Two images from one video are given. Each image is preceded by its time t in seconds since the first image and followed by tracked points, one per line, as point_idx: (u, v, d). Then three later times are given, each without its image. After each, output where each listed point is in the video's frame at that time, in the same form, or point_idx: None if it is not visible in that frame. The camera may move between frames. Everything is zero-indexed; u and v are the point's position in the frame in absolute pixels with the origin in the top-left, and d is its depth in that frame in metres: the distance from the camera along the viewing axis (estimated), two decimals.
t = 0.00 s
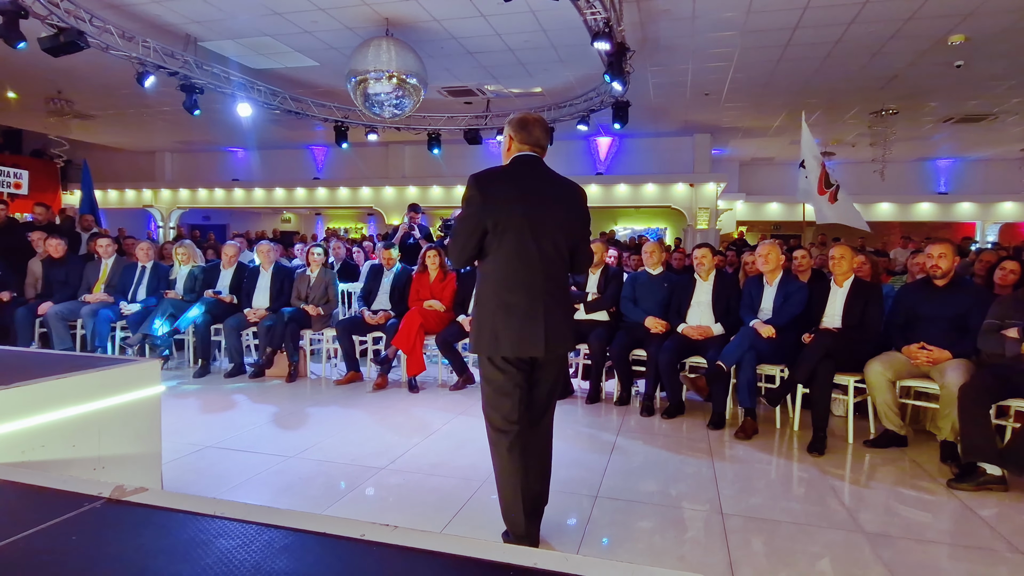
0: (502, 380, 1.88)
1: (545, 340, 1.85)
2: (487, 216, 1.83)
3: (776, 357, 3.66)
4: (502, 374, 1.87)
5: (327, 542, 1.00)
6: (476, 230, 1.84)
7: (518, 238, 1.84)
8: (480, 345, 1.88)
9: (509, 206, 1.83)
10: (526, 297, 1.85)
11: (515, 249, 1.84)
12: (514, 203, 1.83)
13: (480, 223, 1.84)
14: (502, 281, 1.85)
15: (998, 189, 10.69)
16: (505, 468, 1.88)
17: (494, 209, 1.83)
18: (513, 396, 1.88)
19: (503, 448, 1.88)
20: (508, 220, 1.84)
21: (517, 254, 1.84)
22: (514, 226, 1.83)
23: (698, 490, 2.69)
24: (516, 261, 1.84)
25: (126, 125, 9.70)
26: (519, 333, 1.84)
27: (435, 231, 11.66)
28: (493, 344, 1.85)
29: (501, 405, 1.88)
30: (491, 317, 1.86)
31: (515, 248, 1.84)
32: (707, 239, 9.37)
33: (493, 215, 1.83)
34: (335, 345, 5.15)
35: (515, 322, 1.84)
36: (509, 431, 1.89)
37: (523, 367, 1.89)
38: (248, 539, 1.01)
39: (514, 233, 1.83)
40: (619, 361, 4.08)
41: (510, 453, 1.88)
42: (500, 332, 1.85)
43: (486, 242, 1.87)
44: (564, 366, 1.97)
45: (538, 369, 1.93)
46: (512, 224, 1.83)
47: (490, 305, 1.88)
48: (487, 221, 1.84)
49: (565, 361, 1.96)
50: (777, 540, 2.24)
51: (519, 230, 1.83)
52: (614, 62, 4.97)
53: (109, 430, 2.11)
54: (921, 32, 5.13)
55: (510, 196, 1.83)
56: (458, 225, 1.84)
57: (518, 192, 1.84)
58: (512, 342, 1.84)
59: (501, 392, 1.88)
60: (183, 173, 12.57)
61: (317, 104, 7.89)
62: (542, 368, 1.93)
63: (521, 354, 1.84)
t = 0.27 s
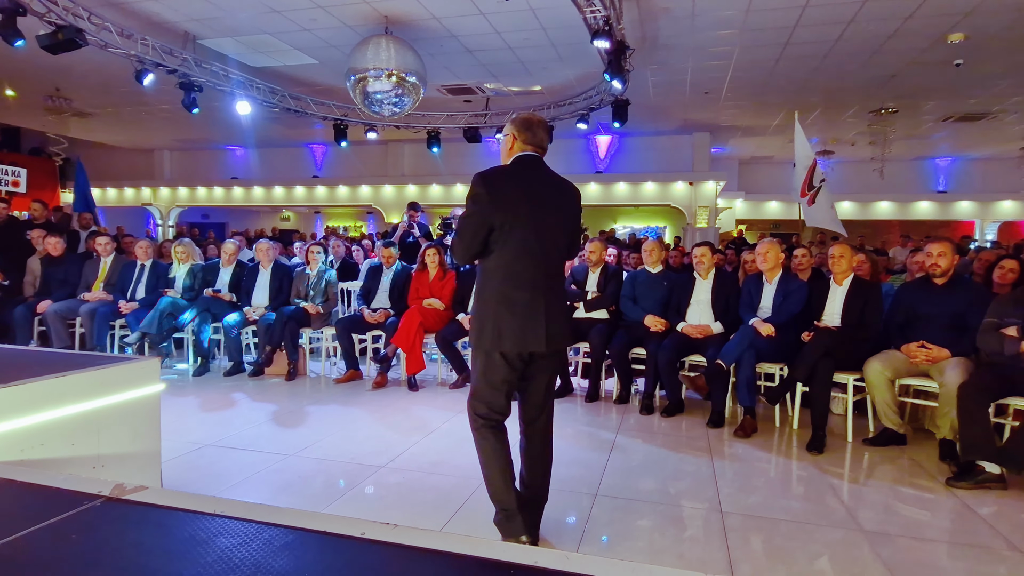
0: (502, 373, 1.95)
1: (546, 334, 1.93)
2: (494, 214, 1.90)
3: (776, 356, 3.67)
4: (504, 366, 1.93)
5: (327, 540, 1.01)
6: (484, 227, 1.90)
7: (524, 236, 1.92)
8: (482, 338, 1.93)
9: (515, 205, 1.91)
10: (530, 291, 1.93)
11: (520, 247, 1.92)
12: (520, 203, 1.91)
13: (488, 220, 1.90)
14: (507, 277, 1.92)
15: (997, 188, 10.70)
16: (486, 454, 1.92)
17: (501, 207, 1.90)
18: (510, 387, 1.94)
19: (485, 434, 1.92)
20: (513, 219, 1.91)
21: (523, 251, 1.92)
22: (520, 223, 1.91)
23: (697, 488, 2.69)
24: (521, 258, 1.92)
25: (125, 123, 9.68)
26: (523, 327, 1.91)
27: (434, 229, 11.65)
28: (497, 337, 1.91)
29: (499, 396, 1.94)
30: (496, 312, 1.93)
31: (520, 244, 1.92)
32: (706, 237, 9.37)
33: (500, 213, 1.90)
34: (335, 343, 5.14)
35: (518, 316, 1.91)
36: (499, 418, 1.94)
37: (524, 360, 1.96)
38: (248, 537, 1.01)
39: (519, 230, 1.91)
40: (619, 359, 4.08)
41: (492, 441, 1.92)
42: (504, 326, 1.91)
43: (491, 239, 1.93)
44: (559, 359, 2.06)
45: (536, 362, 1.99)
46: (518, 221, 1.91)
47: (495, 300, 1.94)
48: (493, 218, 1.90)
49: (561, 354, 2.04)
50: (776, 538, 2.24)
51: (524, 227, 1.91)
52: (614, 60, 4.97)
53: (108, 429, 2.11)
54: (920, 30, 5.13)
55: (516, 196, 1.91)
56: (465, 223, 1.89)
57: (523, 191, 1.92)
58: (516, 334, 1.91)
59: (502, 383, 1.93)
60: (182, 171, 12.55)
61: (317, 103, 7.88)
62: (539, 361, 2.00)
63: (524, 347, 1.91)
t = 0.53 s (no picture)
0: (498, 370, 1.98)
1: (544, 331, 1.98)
2: (496, 215, 1.93)
3: (775, 353, 3.67)
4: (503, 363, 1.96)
5: (327, 537, 1.01)
6: (485, 226, 1.92)
7: (524, 236, 1.95)
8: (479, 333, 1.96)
9: (515, 205, 1.94)
10: (530, 290, 1.97)
11: (521, 246, 1.95)
12: (520, 201, 1.95)
13: (490, 220, 1.92)
14: (508, 276, 1.96)
15: (996, 185, 10.70)
16: (460, 441, 1.99)
17: (502, 207, 1.93)
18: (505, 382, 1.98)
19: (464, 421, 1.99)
20: (514, 218, 1.95)
21: (523, 250, 1.96)
22: (520, 224, 1.95)
23: (697, 486, 2.69)
24: (521, 257, 1.96)
25: (122, 121, 9.65)
26: (521, 325, 1.95)
27: (433, 227, 11.65)
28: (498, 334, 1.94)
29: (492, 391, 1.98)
30: (496, 310, 1.96)
31: (521, 244, 1.95)
32: (706, 235, 9.37)
33: (501, 213, 1.93)
34: (334, 341, 5.14)
35: (517, 314, 1.95)
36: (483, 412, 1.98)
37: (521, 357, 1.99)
38: (248, 535, 1.01)
39: (519, 230, 1.95)
40: (618, 356, 4.09)
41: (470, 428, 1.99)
42: (504, 324, 1.95)
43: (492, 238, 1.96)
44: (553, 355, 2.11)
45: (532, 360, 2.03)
46: (519, 221, 1.95)
47: (496, 298, 1.96)
48: (494, 218, 1.93)
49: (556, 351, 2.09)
50: (775, 536, 2.24)
51: (524, 227, 1.95)
52: (615, 58, 4.96)
53: (106, 427, 2.10)
54: (920, 27, 5.12)
55: (516, 197, 1.95)
56: (468, 220, 1.91)
57: (522, 192, 1.96)
58: (515, 331, 1.95)
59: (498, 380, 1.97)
60: (180, 169, 12.52)
61: (316, 100, 7.86)
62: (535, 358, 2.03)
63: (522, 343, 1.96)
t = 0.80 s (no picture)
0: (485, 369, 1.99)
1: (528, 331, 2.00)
2: (480, 215, 1.93)
3: (775, 351, 3.67)
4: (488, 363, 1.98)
5: (328, 534, 1.01)
6: (469, 227, 1.92)
7: (508, 236, 1.96)
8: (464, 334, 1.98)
9: (499, 205, 1.94)
10: (514, 290, 1.98)
11: (504, 246, 1.96)
12: (504, 200, 1.95)
13: (473, 221, 1.92)
14: (492, 276, 1.97)
15: (996, 183, 10.71)
16: (434, 446, 2.00)
17: (485, 207, 1.93)
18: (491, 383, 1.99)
19: (443, 419, 2.00)
20: (498, 218, 1.95)
21: (508, 250, 1.96)
22: (504, 224, 1.95)
23: (697, 483, 2.70)
24: (506, 258, 1.97)
25: (122, 119, 9.65)
26: (506, 325, 1.96)
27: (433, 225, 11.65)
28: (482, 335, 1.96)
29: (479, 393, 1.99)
30: (481, 311, 1.97)
31: (504, 245, 1.96)
32: (706, 233, 9.37)
33: (485, 213, 1.93)
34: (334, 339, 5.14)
35: (502, 314, 1.97)
36: (465, 412, 1.99)
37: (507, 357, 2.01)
38: (249, 532, 1.01)
39: (503, 230, 1.95)
40: (618, 354, 4.09)
41: (451, 426, 2.00)
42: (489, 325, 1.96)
43: (476, 239, 1.96)
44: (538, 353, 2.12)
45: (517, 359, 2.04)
46: (503, 221, 1.95)
47: (480, 298, 1.98)
48: (478, 219, 1.93)
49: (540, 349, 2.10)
50: (775, 533, 2.25)
51: (508, 227, 1.96)
52: (615, 56, 4.95)
53: (107, 425, 2.11)
54: (920, 25, 5.11)
55: (500, 197, 1.95)
56: (451, 222, 1.91)
57: (506, 191, 1.96)
58: (500, 332, 1.96)
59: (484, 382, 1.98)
60: (180, 167, 12.52)
61: (315, 98, 7.86)
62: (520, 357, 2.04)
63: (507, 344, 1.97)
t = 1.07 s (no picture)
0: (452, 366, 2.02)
1: (495, 328, 2.02)
2: (443, 214, 1.95)
3: (775, 349, 3.67)
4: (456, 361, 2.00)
5: (328, 531, 1.01)
6: (432, 227, 1.94)
7: (473, 235, 1.98)
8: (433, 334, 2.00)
9: (462, 203, 1.97)
10: (479, 288, 2.01)
11: (469, 244, 1.98)
12: (466, 199, 1.98)
13: (436, 220, 1.94)
14: (457, 274, 1.99)
15: (996, 181, 10.70)
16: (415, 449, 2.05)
17: (448, 206, 1.95)
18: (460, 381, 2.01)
19: (422, 420, 2.03)
20: (461, 216, 1.97)
21: (472, 248, 1.99)
22: (468, 222, 1.97)
23: (697, 481, 2.70)
24: (470, 256, 1.99)
25: (122, 116, 9.63)
26: (473, 323, 1.99)
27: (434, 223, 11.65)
28: (448, 333, 1.98)
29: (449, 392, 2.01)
30: (448, 309, 1.99)
31: (468, 243, 1.98)
32: (706, 231, 9.37)
33: (449, 212, 1.95)
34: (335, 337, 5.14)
35: (468, 312, 1.99)
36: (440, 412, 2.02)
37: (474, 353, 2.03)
38: (250, 529, 1.01)
39: (467, 228, 1.98)
40: (619, 352, 4.09)
41: (431, 427, 2.04)
42: (454, 323, 1.98)
43: (440, 238, 1.98)
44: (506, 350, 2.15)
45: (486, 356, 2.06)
46: (466, 220, 1.98)
47: (446, 297, 2.00)
48: (441, 218, 1.95)
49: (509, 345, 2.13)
50: (776, 531, 2.25)
51: (472, 225, 1.98)
52: (616, 53, 4.94)
53: (108, 422, 2.11)
54: (921, 23, 5.10)
55: (463, 195, 1.97)
56: (414, 222, 1.93)
57: (469, 190, 1.98)
58: (466, 330, 1.98)
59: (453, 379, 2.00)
60: (180, 165, 12.51)
61: (316, 96, 7.85)
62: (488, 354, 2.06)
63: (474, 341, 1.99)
